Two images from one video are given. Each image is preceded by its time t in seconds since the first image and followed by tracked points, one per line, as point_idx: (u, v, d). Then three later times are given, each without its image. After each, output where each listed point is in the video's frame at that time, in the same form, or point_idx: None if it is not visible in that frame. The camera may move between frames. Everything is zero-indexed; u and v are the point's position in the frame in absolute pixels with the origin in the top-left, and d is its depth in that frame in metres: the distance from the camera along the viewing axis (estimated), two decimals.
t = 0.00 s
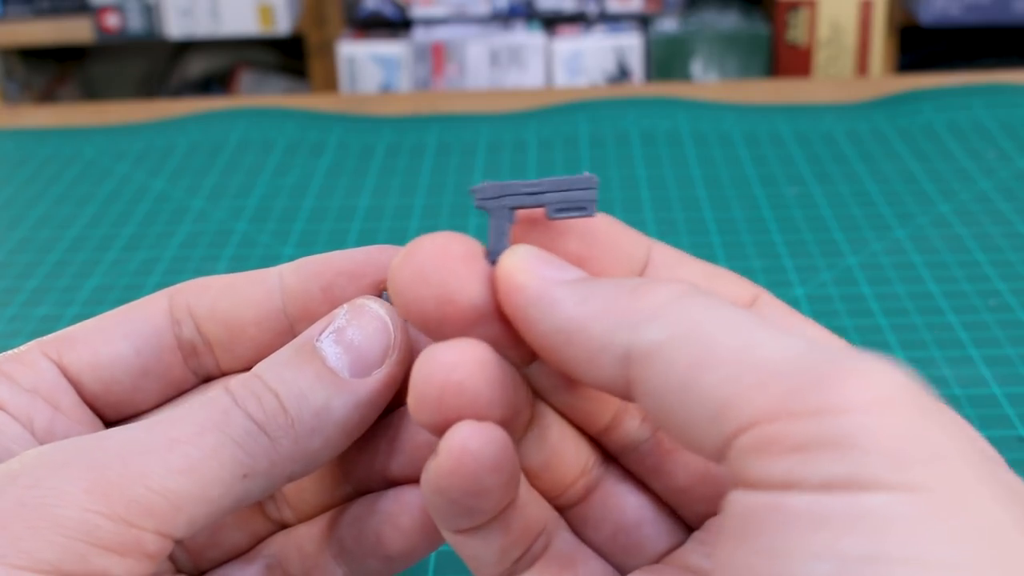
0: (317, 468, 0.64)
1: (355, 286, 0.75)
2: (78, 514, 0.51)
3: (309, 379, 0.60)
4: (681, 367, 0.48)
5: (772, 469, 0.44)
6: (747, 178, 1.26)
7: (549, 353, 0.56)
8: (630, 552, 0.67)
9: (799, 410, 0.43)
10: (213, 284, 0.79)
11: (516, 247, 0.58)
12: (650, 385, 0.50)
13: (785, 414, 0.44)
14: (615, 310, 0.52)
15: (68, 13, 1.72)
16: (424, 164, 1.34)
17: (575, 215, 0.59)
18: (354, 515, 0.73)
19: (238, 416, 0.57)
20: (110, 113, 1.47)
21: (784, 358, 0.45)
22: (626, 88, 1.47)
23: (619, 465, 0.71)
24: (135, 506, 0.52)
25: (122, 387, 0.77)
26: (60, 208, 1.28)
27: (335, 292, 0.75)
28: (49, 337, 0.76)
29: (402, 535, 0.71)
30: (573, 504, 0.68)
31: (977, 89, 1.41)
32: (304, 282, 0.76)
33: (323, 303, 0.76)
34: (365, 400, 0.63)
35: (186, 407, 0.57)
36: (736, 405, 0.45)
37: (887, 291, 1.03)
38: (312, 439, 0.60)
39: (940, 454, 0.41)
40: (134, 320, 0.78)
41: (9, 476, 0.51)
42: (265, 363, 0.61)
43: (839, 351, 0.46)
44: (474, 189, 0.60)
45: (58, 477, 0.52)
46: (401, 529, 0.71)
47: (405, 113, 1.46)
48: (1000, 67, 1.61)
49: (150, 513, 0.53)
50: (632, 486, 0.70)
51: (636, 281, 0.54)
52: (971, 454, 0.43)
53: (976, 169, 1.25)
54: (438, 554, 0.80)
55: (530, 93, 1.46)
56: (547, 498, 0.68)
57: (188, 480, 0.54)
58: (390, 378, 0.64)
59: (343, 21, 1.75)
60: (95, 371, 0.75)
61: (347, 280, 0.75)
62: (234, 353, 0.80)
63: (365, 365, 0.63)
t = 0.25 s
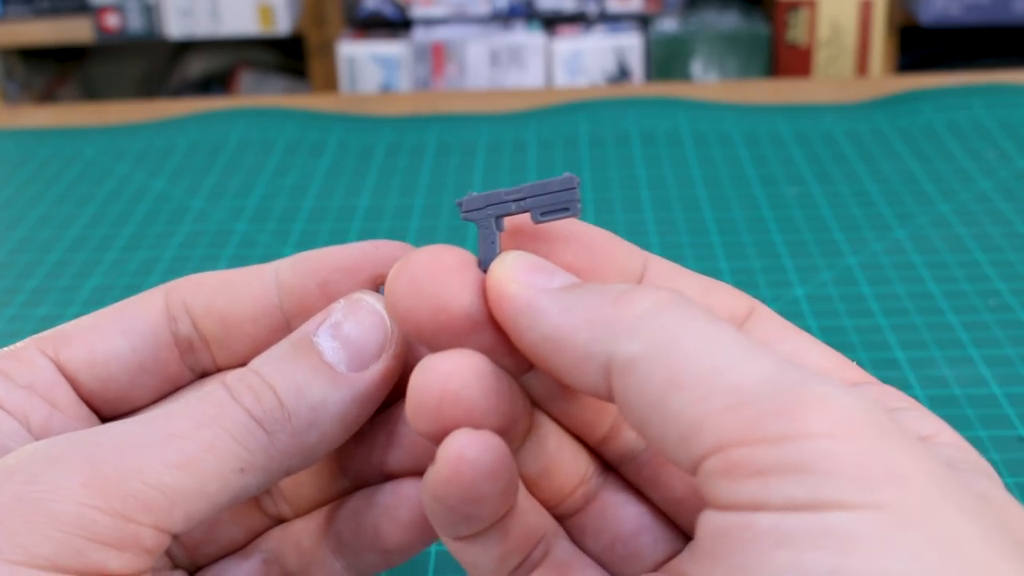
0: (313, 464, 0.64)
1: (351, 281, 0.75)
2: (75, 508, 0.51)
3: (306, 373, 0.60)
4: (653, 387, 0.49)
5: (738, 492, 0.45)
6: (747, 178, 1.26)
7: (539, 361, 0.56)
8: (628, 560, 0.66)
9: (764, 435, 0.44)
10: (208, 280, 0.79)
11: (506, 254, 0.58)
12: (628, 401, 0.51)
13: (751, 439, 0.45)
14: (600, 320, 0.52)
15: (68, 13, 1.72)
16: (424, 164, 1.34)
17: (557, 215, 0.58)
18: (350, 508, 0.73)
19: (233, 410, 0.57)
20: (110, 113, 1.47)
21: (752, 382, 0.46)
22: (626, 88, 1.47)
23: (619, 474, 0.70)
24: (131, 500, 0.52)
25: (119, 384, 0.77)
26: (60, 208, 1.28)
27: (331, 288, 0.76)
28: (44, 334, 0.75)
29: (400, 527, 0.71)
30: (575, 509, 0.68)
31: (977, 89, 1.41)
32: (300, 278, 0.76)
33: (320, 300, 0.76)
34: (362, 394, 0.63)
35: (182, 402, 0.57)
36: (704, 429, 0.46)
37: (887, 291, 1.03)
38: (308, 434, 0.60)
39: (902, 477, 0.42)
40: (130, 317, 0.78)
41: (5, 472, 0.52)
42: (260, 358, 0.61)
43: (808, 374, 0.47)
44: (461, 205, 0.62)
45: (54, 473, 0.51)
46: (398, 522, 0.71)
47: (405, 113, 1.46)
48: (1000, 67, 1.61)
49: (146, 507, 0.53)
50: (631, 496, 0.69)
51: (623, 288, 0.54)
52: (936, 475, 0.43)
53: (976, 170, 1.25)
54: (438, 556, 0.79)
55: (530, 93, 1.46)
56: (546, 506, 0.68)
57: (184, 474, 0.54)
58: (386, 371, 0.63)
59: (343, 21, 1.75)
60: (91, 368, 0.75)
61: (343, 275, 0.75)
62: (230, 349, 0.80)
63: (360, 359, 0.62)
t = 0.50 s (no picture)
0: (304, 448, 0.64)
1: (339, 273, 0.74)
2: (65, 498, 0.51)
3: (296, 364, 0.60)
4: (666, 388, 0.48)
5: (744, 493, 0.45)
6: (747, 178, 1.26)
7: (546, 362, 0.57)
8: (637, 558, 0.66)
9: (772, 436, 0.44)
10: (198, 274, 0.79)
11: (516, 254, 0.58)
12: (634, 402, 0.51)
13: (758, 439, 0.45)
14: (608, 320, 0.52)
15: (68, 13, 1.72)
16: (424, 164, 1.34)
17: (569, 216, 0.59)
18: (342, 500, 0.73)
19: (223, 401, 0.56)
20: (110, 112, 1.47)
21: (759, 383, 0.46)
22: (626, 88, 1.47)
23: (628, 476, 0.70)
24: (121, 490, 0.52)
25: (109, 375, 0.77)
26: (60, 208, 1.28)
27: (319, 280, 0.75)
28: (35, 329, 0.75)
29: (394, 520, 0.70)
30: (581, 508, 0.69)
31: (977, 89, 1.41)
32: (289, 271, 0.76)
33: (309, 292, 0.76)
34: (351, 382, 0.63)
35: (171, 393, 0.57)
36: (709, 430, 0.46)
37: (887, 291, 1.03)
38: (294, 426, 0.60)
39: (908, 479, 0.42)
40: (120, 312, 0.78)
41: None
42: (250, 349, 0.60)
43: (814, 376, 0.47)
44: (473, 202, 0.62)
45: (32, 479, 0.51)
46: (391, 515, 0.70)
47: (405, 113, 1.46)
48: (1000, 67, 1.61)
49: (136, 497, 0.53)
50: (641, 496, 0.69)
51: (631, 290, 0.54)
52: (942, 478, 0.44)
53: (976, 170, 1.25)
54: (438, 556, 0.79)
55: (530, 93, 1.46)
56: (556, 507, 0.68)
57: (173, 464, 0.54)
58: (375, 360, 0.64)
59: (343, 21, 1.75)
60: (83, 364, 0.75)
61: (332, 267, 0.75)
62: (221, 342, 0.80)
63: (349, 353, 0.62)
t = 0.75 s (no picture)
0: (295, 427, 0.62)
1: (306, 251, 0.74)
2: (41, 473, 0.51)
3: (265, 338, 0.57)
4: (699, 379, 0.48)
5: (774, 485, 0.46)
6: (747, 178, 1.26)
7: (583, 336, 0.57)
8: (680, 540, 0.67)
9: (801, 432, 0.44)
10: (164, 261, 0.78)
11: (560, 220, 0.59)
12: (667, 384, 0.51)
13: (786, 435, 0.45)
14: (642, 303, 0.52)
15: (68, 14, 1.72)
16: (424, 164, 1.34)
17: (587, 175, 0.59)
18: (314, 478, 0.71)
19: (193, 375, 0.55)
20: (110, 113, 1.47)
21: (789, 375, 0.45)
22: (626, 88, 1.47)
23: (676, 456, 0.71)
24: (95, 464, 0.52)
25: (83, 361, 0.76)
26: (60, 209, 1.28)
27: (287, 261, 0.75)
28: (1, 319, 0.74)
29: (365, 496, 0.68)
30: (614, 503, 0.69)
31: (977, 89, 1.41)
32: (258, 253, 0.76)
33: (276, 272, 0.76)
34: (324, 361, 0.60)
35: (141, 370, 0.56)
36: (739, 423, 0.46)
37: (887, 291, 1.03)
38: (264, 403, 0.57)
39: (937, 477, 0.42)
40: (89, 299, 0.77)
41: None
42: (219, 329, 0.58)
43: (844, 367, 0.46)
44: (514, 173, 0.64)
45: None
46: (360, 489, 0.68)
47: (405, 113, 1.46)
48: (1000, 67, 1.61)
49: (110, 471, 0.52)
50: (686, 477, 0.69)
51: (667, 269, 0.53)
52: (973, 472, 0.44)
53: (976, 169, 1.25)
54: (438, 556, 0.76)
55: (530, 93, 1.46)
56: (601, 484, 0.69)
57: (148, 437, 0.53)
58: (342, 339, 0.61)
59: (343, 21, 1.75)
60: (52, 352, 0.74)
61: (299, 248, 0.74)
62: (190, 328, 0.79)
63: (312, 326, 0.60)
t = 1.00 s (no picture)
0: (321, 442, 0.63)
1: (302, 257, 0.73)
2: (41, 475, 0.51)
3: (264, 342, 0.57)
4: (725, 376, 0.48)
5: (796, 479, 0.46)
6: (747, 178, 1.26)
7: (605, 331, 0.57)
8: (697, 538, 0.67)
9: (823, 425, 0.45)
10: (167, 265, 0.78)
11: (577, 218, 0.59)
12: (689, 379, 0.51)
13: (808, 428, 0.45)
14: (661, 295, 0.52)
15: (68, 13, 1.72)
16: (424, 164, 1.34)
17: (591, 173, 0.59)
18: (314, 481, 0.71)
19: (193, 377, 0.55)
20: (110, 112, 1.47)
21: (811, 368, 0.46)
22: (626, 88, 1.47)
23: (695, 453, 0.71)
24: (94, 464, 0.52)
25: (84, 361, 0.76)
26: (60, 208, 1.28)
27: (286, 267, 0.73)
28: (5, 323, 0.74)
29: (366, 499, 0.68)
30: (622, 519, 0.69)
31: (977, 89, 1.41)
32: (256, 259, 0.74)
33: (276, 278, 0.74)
34: (326, 364, 0.60)
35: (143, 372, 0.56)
36: (761, 416, 0.47)
37: (887, 291, 1.03)
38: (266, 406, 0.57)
39: (958, 470, 0.43)
40: (92, 303, 0.77)
41: None
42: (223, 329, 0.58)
43: (866, 361, 0.47)
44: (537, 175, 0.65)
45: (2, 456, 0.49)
46: (360, 493, 0.68)
47: (405, 113, 1.46)
48: (1000, 67, 1.61)
49: (110, 471, 0.52)
50: (706, 475, 0.69)
51: (687, 264, 0.53)
52: (996, 467, 0.44)
53: (976, 170, 1.25)
54: (438, 556, 0.75)
55: (530, 93, 1.46)
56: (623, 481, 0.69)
57: (148, 438, 0.53)
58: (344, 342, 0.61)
59: (343, 21, 1.75)
60: (53, 354, 0.74)
61: (297, 254, 0.73)
62: (191, 332, 0.78)
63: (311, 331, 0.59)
